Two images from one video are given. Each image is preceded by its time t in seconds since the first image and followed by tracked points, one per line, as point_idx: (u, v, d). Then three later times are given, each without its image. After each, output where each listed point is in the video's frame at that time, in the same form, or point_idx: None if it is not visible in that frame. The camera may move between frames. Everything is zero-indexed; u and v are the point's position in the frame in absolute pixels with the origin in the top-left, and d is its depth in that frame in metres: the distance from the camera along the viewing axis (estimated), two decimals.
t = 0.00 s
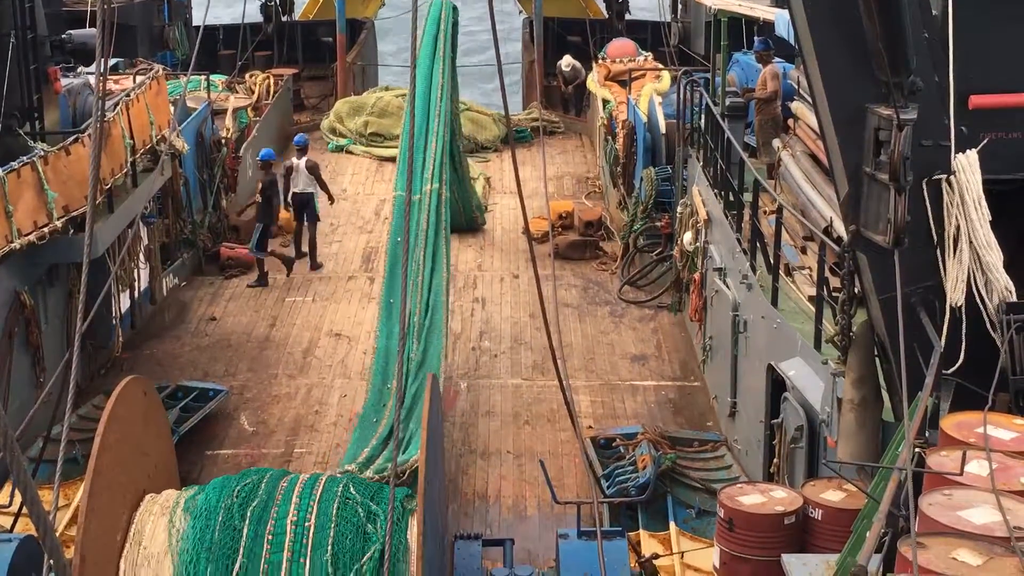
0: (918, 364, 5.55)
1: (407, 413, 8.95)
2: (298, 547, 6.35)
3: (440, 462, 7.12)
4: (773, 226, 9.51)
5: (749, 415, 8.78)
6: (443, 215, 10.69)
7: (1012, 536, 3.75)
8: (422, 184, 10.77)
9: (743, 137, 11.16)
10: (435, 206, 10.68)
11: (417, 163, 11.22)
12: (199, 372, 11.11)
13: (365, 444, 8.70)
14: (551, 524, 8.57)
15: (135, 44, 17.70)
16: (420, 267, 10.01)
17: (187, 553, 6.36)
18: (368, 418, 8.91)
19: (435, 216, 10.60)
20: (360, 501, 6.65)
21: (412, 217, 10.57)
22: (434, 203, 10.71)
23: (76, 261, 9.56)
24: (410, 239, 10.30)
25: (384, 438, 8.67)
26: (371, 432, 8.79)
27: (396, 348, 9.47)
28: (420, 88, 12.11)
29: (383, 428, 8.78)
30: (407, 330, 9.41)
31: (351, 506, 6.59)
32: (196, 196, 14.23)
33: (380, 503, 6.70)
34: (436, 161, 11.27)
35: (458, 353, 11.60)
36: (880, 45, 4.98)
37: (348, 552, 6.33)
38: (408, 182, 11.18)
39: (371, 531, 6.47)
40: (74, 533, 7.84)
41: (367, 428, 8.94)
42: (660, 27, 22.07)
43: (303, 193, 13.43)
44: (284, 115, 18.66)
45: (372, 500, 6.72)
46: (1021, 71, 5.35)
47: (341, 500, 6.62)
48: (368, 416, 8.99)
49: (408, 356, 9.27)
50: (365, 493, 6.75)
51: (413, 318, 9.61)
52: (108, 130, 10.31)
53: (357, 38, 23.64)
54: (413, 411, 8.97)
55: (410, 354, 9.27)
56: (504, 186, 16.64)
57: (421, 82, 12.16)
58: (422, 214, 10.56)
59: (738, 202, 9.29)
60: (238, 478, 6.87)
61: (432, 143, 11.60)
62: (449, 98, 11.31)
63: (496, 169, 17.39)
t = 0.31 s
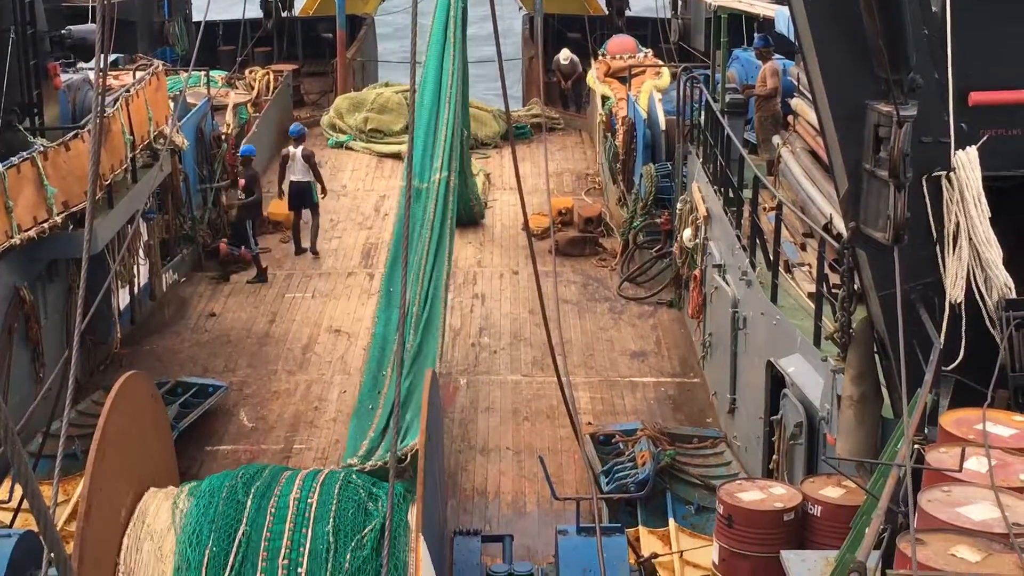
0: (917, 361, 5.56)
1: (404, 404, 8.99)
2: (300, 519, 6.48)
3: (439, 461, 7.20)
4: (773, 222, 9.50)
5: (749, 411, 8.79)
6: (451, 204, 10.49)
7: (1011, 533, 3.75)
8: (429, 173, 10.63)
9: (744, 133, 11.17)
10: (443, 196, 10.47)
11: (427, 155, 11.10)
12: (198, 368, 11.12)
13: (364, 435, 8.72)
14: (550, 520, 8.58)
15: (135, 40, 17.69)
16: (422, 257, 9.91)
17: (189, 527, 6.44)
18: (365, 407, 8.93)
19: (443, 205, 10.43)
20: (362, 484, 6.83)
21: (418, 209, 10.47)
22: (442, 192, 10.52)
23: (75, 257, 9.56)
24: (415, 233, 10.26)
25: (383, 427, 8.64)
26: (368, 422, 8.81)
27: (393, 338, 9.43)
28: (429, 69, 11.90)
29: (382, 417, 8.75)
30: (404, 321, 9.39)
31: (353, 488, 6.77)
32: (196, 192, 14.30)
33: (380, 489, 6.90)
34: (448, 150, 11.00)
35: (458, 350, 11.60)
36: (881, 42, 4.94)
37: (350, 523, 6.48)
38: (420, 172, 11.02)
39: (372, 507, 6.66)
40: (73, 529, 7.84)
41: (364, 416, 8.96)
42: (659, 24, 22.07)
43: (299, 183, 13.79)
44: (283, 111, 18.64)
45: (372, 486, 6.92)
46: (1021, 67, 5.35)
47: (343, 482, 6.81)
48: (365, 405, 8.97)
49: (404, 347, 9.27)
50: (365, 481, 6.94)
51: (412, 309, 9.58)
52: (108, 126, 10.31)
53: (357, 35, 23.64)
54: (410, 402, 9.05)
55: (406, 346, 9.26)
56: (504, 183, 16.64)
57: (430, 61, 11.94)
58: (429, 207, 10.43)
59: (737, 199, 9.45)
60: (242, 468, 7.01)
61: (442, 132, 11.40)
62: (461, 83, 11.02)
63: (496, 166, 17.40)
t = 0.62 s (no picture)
0: (917, 359, 5.56)
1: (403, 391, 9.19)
2: (304, 494, 6.58)
3: (439, 457, 7.17)
4: (773, 221, 9.50)
5: (749, 409, 8.79)
6: (461, 189, 10.85)
7: (1011, 531, 3.76)
8: (439, 160, 10.99)
9: (745, 131, 11.16)
10: (453, 181, 10.86)
11: (438, 142, 11.52)
12: (199, 365, 11.13)
13: (357, 416, 9.08)
14: (550, 517, 8.58)
15: (136, 37, 17.69)
16: (433, 246, 10.13)
17: (193, 503, 6.55)
18: (363, 391, 9.26)
19: (453, 191, 10.78)
20: (365, 473, 6.93)
21: (429, 196, 10.83)
22: (452, 178, 10.89)
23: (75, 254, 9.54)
24: (426, 222, 10.50)
25: (379, 414, 9.03)
26: (364, 404, 9.13)
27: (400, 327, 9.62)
28: (439, 58, 12.06)
29: (378, 401, 9.15)
30: (410, 310, 9.57)
31: (357, 475, 6.87)
32: (196, 190, 14.34)
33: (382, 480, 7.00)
34: (458, 135, 11.45)
35: (459, 347, 11.60)
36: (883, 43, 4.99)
37: (353, 499, 6.56)
38: (431, 158, 11.40)
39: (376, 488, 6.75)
40: (74, 525, 7.86)
41: (362, 399, 9.29)
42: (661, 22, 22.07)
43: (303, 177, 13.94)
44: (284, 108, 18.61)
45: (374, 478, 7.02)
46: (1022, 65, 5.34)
47: (346, 469, 6.92)
48: (364, 389, 9.32)
49: (411, 334, 9.45)
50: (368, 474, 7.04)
51: (420, 298, 9.70)
52: (109, 123, 10.30)
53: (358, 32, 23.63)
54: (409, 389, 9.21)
55: (412, 334, 9.44)
56: (505, 180, 16.65)
57: (441, 44, 12.06)
58: (439, 192, 10.78)
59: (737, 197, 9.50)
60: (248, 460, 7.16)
61: (452, 118, 11.83)
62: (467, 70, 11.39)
63: (497, 163, 17.39)
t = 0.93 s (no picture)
0: (917, 358, 5.56)
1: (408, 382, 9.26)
2: (307, 479, 6.64)
3: (440, 456, 7.16)
4: (774, 220, 9.51)
5: (749, 409, 8.79)
6: (464, 174, 10.81)
7: (1012, 530, 3.75)
8: (443, 146, 10.89)
9: (745, 130, 11.17)
10: (457, 167, 10.80)
11: (441, 122, 11.36)
12: (198, 364, 11.13)
13: (364, 411, 9.07)
14: (550, 517, 8.58)
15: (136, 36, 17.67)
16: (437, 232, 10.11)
17: (198, 485, 6.65)
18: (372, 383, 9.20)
19: (456, 177, 10.71)
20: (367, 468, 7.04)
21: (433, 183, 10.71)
22: (456, 164, 10.83)
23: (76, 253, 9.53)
24: (430, 205, 10.55)
25: (386, 409, 9.03)
26: (371, 397, 9.14)
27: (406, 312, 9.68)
28: (439, 49, 11.83)
29: (384, 393, 9.15)
30: (415, 297, 9.57)
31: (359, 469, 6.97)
32: (196, 189, 14.32)
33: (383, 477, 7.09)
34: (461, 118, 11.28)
35: (458, 346, 11.60)
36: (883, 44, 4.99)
37: (355, 484, 6.64)
38: (432, 141, 11.28)
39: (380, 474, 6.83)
40: (74, 524, 7.86)
41: (371, 390, 9.24)
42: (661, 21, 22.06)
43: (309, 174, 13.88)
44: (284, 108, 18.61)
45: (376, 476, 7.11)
46: (1022, 65, 5.35)
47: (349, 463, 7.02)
48: (372, 382, 9.24)
49: (417, 320, 9.51)
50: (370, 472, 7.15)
51: (425, 283, 9.73)
52: (109, 122, 10.30)
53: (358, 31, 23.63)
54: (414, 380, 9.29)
55: (419, 319, 9.49)
56: (505, 179, 16.65)
57: (443, 29, 11.87)
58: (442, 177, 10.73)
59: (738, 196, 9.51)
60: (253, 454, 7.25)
61: (454, 103, 11.49)
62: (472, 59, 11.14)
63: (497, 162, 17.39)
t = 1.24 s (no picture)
0: (914, 356, 5.55)
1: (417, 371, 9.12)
2: (305, 472, 6.98)
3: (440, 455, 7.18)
4: (772, 218, 9.52)
5: (747, 408, 8.79)
6: (459, 159, 10.97)
7: (1008, 529, 3.75)
8: (437, 130, 11.05)
9: (741, 129, 11.21)
10: (452, 151, 10.96)
11: (436, 111, 11.58)
12: (196, 363, 11.12)
13: (378, 408, 9.00)
14: (548, 516, 8.58)
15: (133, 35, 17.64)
16: (434, 217, 10.16)
17: (200, 476, 6.89)
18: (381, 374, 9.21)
19: (452, 159, 10.91)
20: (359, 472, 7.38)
21: (429, 165, 10.92)
22: (450, 148, 11.01)
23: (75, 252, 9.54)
24: (427, 189, 10.65)
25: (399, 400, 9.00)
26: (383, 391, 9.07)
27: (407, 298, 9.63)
28: (437, 31, 11.93)
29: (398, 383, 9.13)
30: (415, 283, 9.51)
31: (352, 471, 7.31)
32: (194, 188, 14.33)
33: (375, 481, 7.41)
34: (456, 104, 11.49)
35: (456, 346, 11.59)
36: (881, 43, 4.99)
37: (352, 476, 6.99)
38: (428, 127, 11.51)
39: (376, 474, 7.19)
40: (71, 523, 7.86)
41: (380, 382, 9.26)
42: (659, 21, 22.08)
43: (314, 169, 14.03)
44: (282, 107, 18.61)
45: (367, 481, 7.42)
46: (1020, 63, 5.35)
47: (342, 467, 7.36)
48: (381, 371, 9.33)
49: (418, 308, 9.42)
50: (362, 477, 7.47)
51: (425, 269, 9.72)
52: (107, 121, 10.29)
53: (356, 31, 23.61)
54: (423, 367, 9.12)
55: (419, 307, 9.40)
56: (502, 179, 16.65)
57: (440, 15, 11.88)
58: (437, 163, 10.87)
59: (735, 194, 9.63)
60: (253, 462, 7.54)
61: (450, 88, 11.84)
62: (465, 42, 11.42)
63: (495, 162, 17.39)
